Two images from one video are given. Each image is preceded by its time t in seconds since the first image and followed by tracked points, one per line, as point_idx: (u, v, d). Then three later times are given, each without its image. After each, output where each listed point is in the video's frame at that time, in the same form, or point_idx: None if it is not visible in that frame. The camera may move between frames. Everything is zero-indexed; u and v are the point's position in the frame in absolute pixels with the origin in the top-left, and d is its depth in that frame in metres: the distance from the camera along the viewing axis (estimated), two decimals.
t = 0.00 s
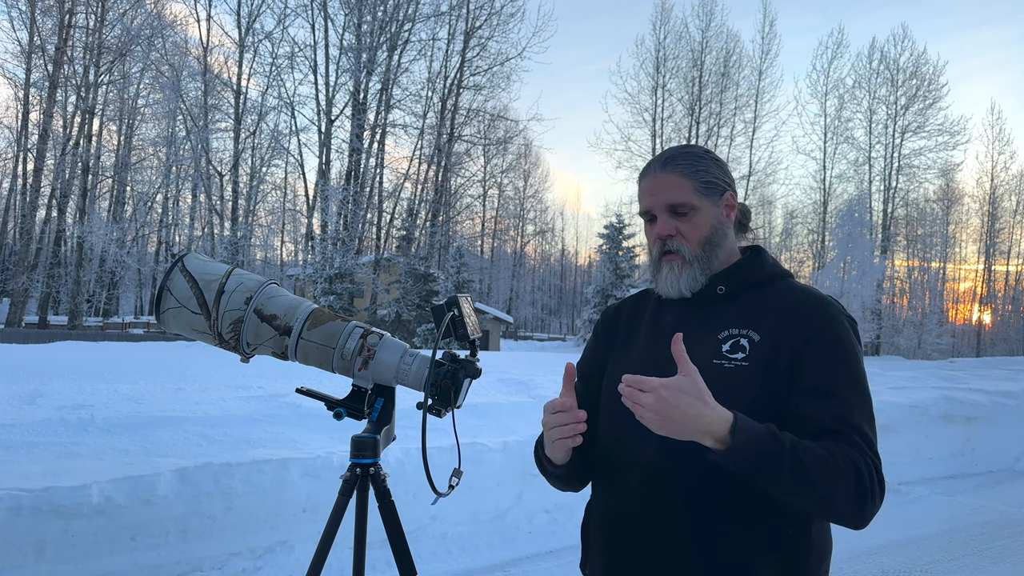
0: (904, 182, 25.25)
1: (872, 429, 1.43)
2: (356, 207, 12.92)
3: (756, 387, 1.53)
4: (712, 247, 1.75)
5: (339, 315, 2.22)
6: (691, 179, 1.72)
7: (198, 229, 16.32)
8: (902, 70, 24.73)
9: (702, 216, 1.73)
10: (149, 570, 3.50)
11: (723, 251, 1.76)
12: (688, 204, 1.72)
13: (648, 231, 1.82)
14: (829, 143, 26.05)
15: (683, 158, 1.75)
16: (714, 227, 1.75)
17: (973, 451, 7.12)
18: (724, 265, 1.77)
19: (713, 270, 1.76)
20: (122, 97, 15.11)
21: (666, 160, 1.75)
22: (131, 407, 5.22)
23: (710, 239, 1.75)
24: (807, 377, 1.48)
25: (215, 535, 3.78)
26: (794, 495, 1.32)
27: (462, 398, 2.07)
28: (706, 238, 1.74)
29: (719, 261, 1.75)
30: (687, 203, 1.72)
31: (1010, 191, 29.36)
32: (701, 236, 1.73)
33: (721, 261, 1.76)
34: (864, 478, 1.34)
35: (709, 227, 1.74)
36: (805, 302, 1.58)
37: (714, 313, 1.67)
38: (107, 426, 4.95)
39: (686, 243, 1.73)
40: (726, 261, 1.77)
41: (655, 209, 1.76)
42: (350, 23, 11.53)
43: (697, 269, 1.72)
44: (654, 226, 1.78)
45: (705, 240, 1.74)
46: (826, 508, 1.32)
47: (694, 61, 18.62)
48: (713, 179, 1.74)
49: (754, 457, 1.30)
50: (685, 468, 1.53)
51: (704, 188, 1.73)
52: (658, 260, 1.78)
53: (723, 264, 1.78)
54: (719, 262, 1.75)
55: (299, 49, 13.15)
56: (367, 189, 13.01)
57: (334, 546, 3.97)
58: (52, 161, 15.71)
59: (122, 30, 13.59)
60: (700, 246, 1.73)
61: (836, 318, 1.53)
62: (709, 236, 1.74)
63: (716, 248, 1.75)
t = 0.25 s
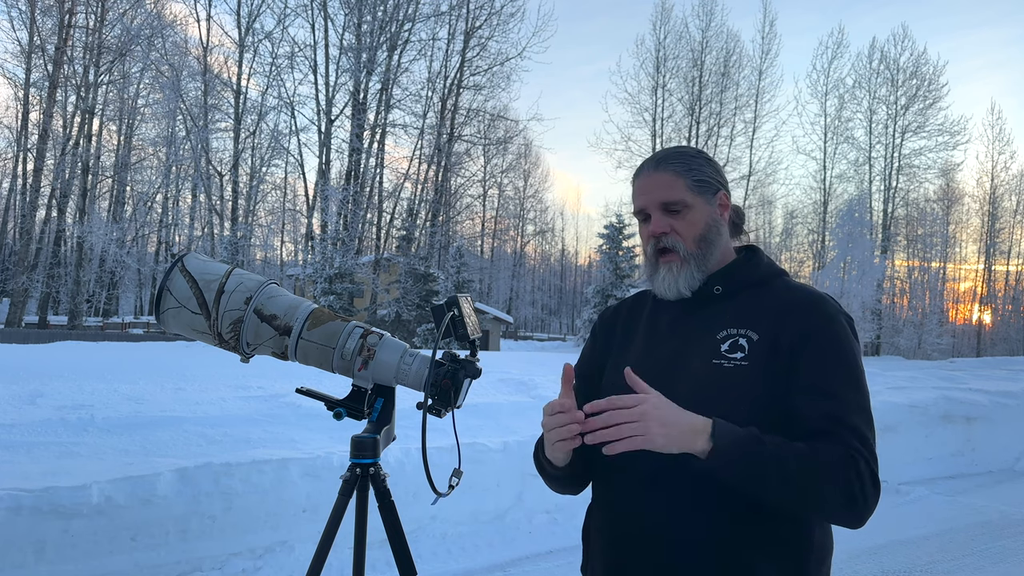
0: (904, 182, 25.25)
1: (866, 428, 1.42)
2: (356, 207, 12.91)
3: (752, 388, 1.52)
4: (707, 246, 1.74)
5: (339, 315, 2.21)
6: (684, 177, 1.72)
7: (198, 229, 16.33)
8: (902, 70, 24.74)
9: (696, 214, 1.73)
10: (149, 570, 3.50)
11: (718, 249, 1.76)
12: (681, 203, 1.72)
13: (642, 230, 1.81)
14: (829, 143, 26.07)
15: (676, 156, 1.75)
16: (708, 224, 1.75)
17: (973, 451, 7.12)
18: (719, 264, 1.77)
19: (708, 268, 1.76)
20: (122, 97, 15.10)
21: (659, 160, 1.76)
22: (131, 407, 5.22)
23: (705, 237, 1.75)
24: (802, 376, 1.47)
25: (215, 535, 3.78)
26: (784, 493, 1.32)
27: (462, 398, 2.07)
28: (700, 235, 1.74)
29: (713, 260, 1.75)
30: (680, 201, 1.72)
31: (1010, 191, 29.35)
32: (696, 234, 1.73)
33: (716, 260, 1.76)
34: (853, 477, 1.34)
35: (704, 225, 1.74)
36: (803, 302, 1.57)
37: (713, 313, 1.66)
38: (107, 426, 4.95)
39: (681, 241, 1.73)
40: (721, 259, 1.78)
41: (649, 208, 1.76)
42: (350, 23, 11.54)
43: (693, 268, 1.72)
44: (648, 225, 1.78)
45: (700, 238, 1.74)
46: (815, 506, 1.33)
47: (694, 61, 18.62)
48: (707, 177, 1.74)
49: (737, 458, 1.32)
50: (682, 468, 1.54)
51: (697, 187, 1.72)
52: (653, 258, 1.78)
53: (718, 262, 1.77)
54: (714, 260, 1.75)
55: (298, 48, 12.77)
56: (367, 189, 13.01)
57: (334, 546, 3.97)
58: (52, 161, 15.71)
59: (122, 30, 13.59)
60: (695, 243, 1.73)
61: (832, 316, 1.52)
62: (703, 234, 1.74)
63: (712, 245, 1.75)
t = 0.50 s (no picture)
0: (904, 182, 25.26)
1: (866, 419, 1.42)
2: (356, 207, 12.91)
3: (755, 384, 1.51)
4: (708, 244, 1.75)
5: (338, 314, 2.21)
6: (684, 176, 1.73)
7: (198, 229, 16.33)
8: (902, 70, 24.74)
9: (698, 211, 1.74)
10: (150, 570, 3.50)
11: (718, 248, 1.77)
12: (682, 200, 1.72)
13: (644, 227, 1.79)
14: (829, 143, 26.09)
15: (675, 157, 1.76)
16: (710, 223, 1.75)
17: (972, 450, 7.13)
18: (719, 261, 1.77)
19: (712, 263, 1.75)
20: (122, 97, 15.08)
21: (659, 160, 1.76)
22: (131, 407, 5.21)
23: (706, 233, 1.74)
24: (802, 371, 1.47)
25: (215, 535, 3.78)
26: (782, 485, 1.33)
27: (462, 397, 2.07)
28: (702, 232, 1.74)
29: (714, 258, 1.76)
30: (683, 199, 1.72)
31: (1010, 191, 29.35)
32: (698, 230, 1.73)
33: (717, 257, 1.76)
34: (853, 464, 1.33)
35: (706, 223, 1.74)
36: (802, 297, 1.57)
37: (714, 311, 1.66)
38: (107, 426, 4.95)
39: (685, 237, 1.72)
40: (720, 258, 1.78)
41: (652, 206, 1.74)
42: (350, 23, 11.52)
43: (697, 262, 1.71)
44: (650, 224, 1.76)
45: (703, 236, 1.74)
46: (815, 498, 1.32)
47: (694, 61, 18.61)
48: (705, 176, 1.76)
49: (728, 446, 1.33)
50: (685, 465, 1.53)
51: (697, 185, 1.74)
52: (658, 254, 1.75)
53: (718, 260, 1.78)
54: (715, 256, 1.75)
55: (299, 48, 13.26)
56: (367, 189, 13.01)
57: (335, 546, 3.97)
58: (52, 161, 15.70)
59: (122, 30, 13.56)
60: (698, 239, 1.73)
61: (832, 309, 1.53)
62: (706, 232, 1.74)
63: (713, 244, 1.75)
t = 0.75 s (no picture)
0: (904, 182, 25.27)
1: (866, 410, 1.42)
2: (356, 207, 12.91)
3: (752, 380, 1.51)
4: (707, 244, 1.76)
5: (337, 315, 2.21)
6: (682, 177, 1.75)
7: (198, 229, 16.32)
8: (902, 70, 24.75)
9: (696, 211, 1.76)
10: (150, 570, 3.50)
11: (716, 248, 1.78)
12: (682, 201, 1.74)
13: (645, 231, 1.79)
14: (829, 143, 26.09)
15: (672, 159, 1.78)
16: (708, 222, 1.77)
17: (973, 450, 7.12)
18: (717, 261, 1.79)
19: (713, 262, 1.76)
20: (122, 97, 15.08)
21: (656, 162, 1.77)
22: (132, 407, 5.21)
23: (705, 233, 1.76)
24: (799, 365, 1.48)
25: (215, 535, 3.78)
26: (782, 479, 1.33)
27: (462, 398, 2.07)
28: (701, 232, 1.75)
29: (714, 257, 1.77)
30: (682, 199, 1.73)
31: (1010, 191, 29.35)
32: (697, 229, 1.74)
33: (716, 257, 1.78)
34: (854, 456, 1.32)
35: (704, 223, 1.76)
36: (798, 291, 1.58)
37: (711, 309, 1.66)
38: (107, 426, 4.95)
39: (687, 237, 1.72)
40: (719, 257, 1.79)
41: (652, 207, 1.75)
42: (351, 23, 11.52)
43: (700, 261, 1.71)
44: (651, 226, 1.76)
45: (702, 235, 1.75)
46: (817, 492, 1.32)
47: (694, 61, 18.61)
48: (701, 178, 1.78)
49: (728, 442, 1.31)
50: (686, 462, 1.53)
51: (694, 186, 1.76)
52: (660, 256, 1.74)
53: (718, 259, 1.79)
54: (715, 256, 1.76)
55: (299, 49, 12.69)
56: (367, 189, 13.00)
57: (335, 546, 3.98)
58: (52, 160, 15.69)
59: (122, 30, 13.55)
60: (698, 239, 1.74)
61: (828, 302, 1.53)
62: (705, 231, 1.76)
63: (711, 244, 1.77)
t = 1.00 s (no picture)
0: (904, 182, 25.27)
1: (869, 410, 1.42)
2: (356, 207, 12.91)
3: (753, 380, 1.51)
4: (707, 244, 1.76)
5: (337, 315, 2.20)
6: (682, 176, 1.75)
7: (198, 229, 16.33)
8: (902, 70, 24.75)
9: (697, 211, 1.76)
10: (150, 570, 3.50)
11: (715, 248, 1.79)
12: (682, 201, 1.74)
13: (644, 229, 1.78)
14: (829, 142, 26.13)
15: (672, 159, 1.78)
16: (707, 222, 1.78)
17: (973, 450, 7.12)
18: (716, 261, 1.79)
19: (713, 262, 1.76)
20: (122, 96, 15.09)
21: (657, 160, 1.77)
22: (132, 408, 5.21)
23: (704, 233, 1.76)
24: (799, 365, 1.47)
25: (215, 535, 3.78)
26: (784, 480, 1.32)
27: (462, 398, 2.07)
28: (701, 231, 1.75)
29: (713, 256, 1.77)
30: (683, 199, 1.73)
31: (1009, 191, 29.34)
32: (698, 227, 1.74)
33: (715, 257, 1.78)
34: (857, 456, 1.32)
35: (704, 222, 1.76)
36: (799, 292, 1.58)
37: (712, 309, 1.65)
38: (107, 426, 4.95)
39: (687, 236, 1.72)
40: (718, 257, 1.79)
41: (653, 206, 1.75)
42: (351, 23, 11.50)
43: (701, 260, 1.71)
44: (651, 224, 1.76)
45: (702, 235, 1.75)
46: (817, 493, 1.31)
47: (694, 61, 18.62)
48: (700, 178, 1.79)
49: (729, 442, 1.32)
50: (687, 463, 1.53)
51: (694, 186, 1.76)
52: (660, 255, 1.74)
53: (717, 259, 1.79)
54: (713, 255, 1.77)
55: (299, 48, 12.83)
56: (367, 189, 13.01)
57: (335, 546, 3.98)
58: (52, 160, 15.68)
59: (122, 30, 13.54)
60: (698, 237, 1.74)
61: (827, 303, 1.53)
62: (705, 230, 1.76)
63: (711, 243, 1.77)
